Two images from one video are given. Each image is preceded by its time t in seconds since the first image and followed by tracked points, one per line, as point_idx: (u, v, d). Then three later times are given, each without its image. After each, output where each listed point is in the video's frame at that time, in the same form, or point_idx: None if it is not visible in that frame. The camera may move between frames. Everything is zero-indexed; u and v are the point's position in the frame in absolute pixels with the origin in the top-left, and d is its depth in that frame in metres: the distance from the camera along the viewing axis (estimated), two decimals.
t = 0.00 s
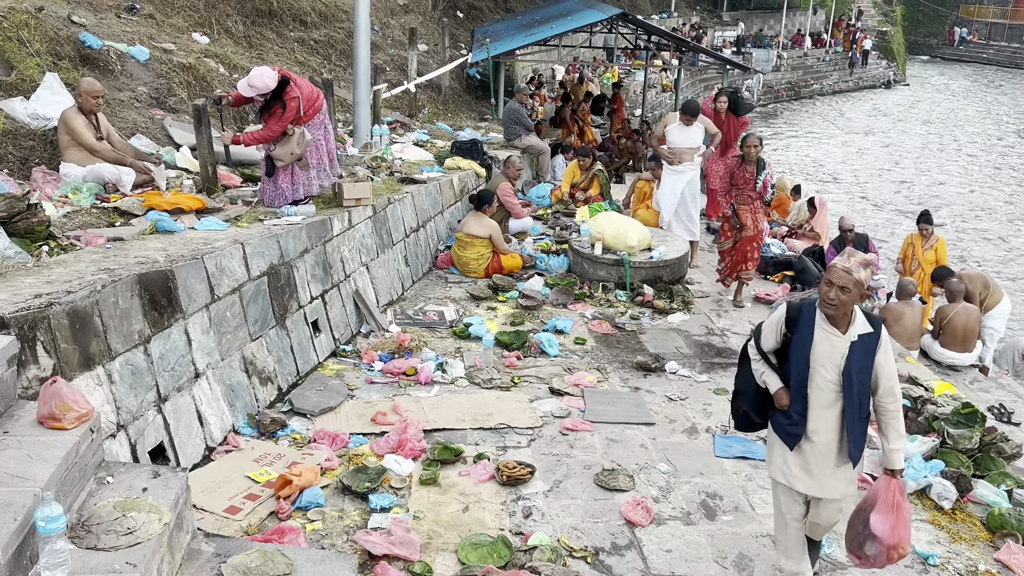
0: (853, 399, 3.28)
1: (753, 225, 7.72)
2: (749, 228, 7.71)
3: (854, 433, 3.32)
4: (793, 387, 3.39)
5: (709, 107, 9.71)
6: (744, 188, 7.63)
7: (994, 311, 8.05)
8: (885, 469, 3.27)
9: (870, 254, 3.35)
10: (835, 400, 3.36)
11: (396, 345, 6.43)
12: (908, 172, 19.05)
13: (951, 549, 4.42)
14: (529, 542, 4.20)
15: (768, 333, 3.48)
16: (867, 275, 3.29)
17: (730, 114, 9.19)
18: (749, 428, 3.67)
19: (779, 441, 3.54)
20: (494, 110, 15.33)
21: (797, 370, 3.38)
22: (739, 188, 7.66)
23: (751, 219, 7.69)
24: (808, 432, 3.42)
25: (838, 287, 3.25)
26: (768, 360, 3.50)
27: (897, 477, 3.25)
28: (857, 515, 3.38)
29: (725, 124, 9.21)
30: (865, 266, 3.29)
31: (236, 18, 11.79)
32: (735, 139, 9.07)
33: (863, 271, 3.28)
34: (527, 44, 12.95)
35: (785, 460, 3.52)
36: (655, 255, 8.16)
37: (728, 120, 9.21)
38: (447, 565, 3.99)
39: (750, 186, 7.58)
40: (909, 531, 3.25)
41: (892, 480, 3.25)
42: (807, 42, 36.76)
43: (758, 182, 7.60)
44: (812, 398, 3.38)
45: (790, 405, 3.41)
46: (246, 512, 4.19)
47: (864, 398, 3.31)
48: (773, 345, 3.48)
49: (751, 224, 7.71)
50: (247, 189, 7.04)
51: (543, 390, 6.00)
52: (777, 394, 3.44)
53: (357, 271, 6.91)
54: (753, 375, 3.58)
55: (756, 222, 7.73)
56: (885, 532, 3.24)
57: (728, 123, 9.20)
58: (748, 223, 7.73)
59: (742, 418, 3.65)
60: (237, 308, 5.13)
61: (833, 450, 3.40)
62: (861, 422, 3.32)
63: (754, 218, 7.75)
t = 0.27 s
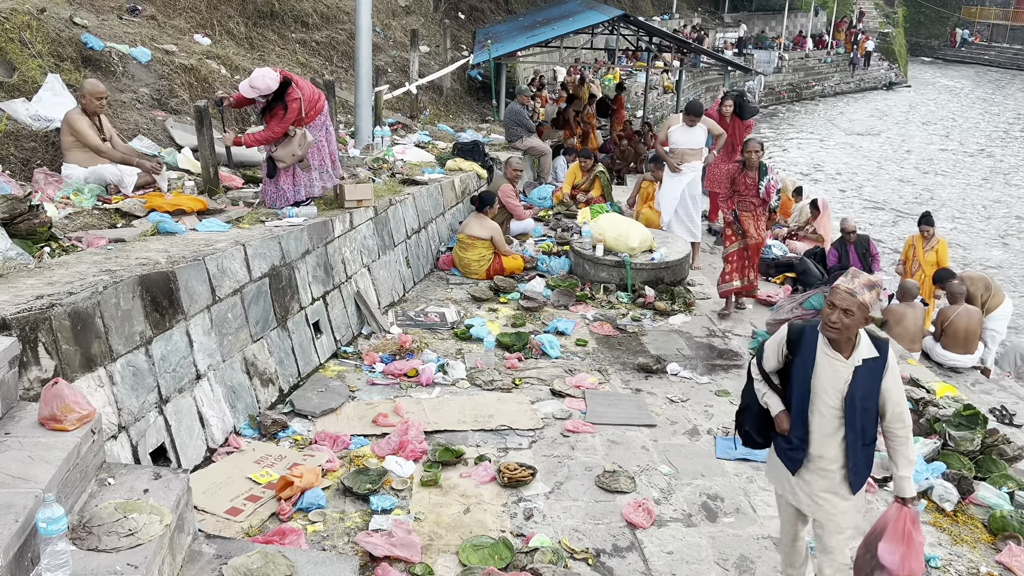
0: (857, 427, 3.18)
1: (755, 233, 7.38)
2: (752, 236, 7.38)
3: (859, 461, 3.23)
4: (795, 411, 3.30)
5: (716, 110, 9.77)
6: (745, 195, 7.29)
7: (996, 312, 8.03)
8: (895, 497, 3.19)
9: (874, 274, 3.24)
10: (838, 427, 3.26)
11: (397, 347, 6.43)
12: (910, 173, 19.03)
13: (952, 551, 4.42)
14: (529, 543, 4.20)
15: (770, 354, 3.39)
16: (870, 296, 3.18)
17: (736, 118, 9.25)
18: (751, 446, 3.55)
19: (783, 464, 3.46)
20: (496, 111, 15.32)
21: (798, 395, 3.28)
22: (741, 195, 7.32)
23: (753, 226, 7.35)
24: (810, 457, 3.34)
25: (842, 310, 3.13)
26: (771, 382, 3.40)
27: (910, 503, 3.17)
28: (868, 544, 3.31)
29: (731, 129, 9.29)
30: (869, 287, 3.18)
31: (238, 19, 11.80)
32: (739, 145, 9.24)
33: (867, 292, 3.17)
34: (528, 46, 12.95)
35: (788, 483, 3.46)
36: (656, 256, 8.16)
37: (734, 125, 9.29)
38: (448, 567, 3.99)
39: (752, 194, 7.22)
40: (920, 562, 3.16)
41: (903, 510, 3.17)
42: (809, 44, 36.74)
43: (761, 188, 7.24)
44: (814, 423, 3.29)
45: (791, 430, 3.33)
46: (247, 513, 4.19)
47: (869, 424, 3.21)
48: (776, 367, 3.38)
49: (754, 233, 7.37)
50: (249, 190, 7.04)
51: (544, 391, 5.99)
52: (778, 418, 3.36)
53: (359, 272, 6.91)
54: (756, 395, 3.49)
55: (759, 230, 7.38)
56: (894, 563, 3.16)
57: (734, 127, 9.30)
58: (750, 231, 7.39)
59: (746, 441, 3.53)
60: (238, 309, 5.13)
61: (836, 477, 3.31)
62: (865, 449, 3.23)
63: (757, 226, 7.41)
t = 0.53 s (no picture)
0: (856, 456, 3.04)
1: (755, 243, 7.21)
2: (752, 246, 7.19)
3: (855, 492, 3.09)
4: (791, 431, 3.18)
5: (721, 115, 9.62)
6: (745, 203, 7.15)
7: (997, 314, 8.03)
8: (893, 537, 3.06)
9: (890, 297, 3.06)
10: (836, 455, 3.11)
11: (398, 348, 6.43)
12: (911, 175, 19.03)
13: (953, 553, 4.41)
14: (530, 544, 4.20)
15: (776, 368, 3.28)
16: (883, 321, 3.00)
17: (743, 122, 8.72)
18: (750, 462, 3.46)
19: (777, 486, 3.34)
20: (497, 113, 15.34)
21: (796, 415, 3.16)
22: (741, 204, 7.17)
23: (754, 236, 7.16)
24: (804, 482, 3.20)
25: (852, 334, 2.96)
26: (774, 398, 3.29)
27: (907, 548, 3.06)
28: None
29: (739, 134, 8.75)
30: (884, 311, 3.01)
31: (239, 20, 11.81)
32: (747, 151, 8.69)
33: (880, 317, 3.00)
34: (529, 47, 12.95)
35: (780, 505, 3.35)
36: (658, 258, 8.15)
37: (741, 130, 8.77)
38: (449, 567, 3.99)
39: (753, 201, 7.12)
40: None
41: (903, 552, 3.07)
42: (811, 45, 36.74)
43: (759, 197, 7.18)
44: (811, 448, 3.15)
45: (786, 450, 3.21)
46: (248, 514, 4.19)
47: (869, 456, 3.06)
48: (780, 382, 3.27)
49: (754, 243, 7.18)
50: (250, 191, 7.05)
51: (545, 392, 6.00)
52: (775, 435, 3.25)
53: (360, 272, 6.91)
54: (759, 409, 3.39)
55: (759, 241, 7.21)
56: None
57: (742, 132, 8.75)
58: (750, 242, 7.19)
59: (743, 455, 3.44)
60: (239, 310, 5.13)
61: (829, 507, 3.17)
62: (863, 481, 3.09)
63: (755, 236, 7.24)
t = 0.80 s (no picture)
0: (850, 480, 2.87)
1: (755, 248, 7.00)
2: (752, 251, 6.99)
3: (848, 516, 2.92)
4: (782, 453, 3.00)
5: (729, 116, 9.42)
6: (745, 209, 6.91)
7: (998, 315, 8.04)
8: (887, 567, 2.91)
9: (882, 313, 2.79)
10: (829, 476, 2.95)
11: (399, 348, 6.44)
12: (913, 176, 19.03)
13: (955, 553, 4.41)
14: (532, 545, 4.20)
15: (770, 385, 3.08)
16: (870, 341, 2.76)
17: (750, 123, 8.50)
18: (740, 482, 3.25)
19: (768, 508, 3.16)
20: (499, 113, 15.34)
21: (788, 435, 2.97)
22: (740, 209, 6.93)
23: (754, 241, 6.95)
24: (796, 506, 3.04)
25: (834, 358, 2.79)
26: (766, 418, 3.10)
27: None
28: None
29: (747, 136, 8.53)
30: (867, 331, 2.76)
31: (241, 21, 11.83)
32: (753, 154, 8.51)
33: (865, 337, 2.76)
34: (531, 47, 12.96)
35: (769, 528, 3.16)
36: (659, 258, 8.15)
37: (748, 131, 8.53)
38: (450, 567, 3.99)
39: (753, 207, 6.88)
40: None
41: None
42: (812, 46, 36.73)
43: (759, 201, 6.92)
44: (802, 469, 2.99)
45: (777, 472, 3.03)
46: (250, 514, 4.19)
47: (863, 480, 2.88)
48: (772, 400, 3.08)
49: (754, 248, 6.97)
50: (252, 191, 7.05)
51: (546, 393, 6.00)
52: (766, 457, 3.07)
53: (361, 273, 6.92)
54: (752, 427, 3.19)
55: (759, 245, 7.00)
56: None
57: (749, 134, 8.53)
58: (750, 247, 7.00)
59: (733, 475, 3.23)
60: (241, 310, 5.14)
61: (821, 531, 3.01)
62: (858, 505, 2.92)
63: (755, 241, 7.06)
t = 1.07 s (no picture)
0: (820, 509, 2.74)
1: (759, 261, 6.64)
2: (754, 264, 6.63)
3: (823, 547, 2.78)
4: (751, 485, 2.89)
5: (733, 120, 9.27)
6: (747, 220, 6.53)
7: (1000, 316, 8.04)
8: None
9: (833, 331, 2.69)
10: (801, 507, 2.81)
11: (401, 348, 6.43)
12: (915, 176, 19.02)
13: (956, 554, 4.41)
14: (533, 545, 4.20)
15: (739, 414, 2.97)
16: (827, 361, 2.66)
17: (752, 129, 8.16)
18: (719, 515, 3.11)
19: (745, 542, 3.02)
20: (500, 113, 15.35)
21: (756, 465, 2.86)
22: (742, 220, 6.56)
23: (755, 254, 6.59)
24: (771, 538, 2.92)
25: (794, 387, 2.66)
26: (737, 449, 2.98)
27: None
28: None
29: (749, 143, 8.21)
30: (823, 352, 2.66)
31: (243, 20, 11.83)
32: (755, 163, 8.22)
33: (822, 359, 2.66)
34: (532, 47, 12.96)
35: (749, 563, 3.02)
36: (660, 258, 8.15)
37: (750, 138, 8.22)
38: (451, 567, 3.99)
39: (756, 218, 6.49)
40: None
41: None
42: (814, 46, 36.71)
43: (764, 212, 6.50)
44: (773, 500, 2.87)
45: (749, 505, 2.92)
46: (251, 513, 4.19)
47: (836, 508, 2.75)
48: (742, 430, 2.97)
49: (756, 261, 6.62)
50: (253, 190, 7.05)
51: (548, 393, 6.00)
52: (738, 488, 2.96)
53: (363, 272, 6.91)
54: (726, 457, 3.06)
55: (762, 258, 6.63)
56: None
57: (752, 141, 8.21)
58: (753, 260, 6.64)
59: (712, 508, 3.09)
60: (242, 309, 5.14)
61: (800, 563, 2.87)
62: (833, 536, 2.77)
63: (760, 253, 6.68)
